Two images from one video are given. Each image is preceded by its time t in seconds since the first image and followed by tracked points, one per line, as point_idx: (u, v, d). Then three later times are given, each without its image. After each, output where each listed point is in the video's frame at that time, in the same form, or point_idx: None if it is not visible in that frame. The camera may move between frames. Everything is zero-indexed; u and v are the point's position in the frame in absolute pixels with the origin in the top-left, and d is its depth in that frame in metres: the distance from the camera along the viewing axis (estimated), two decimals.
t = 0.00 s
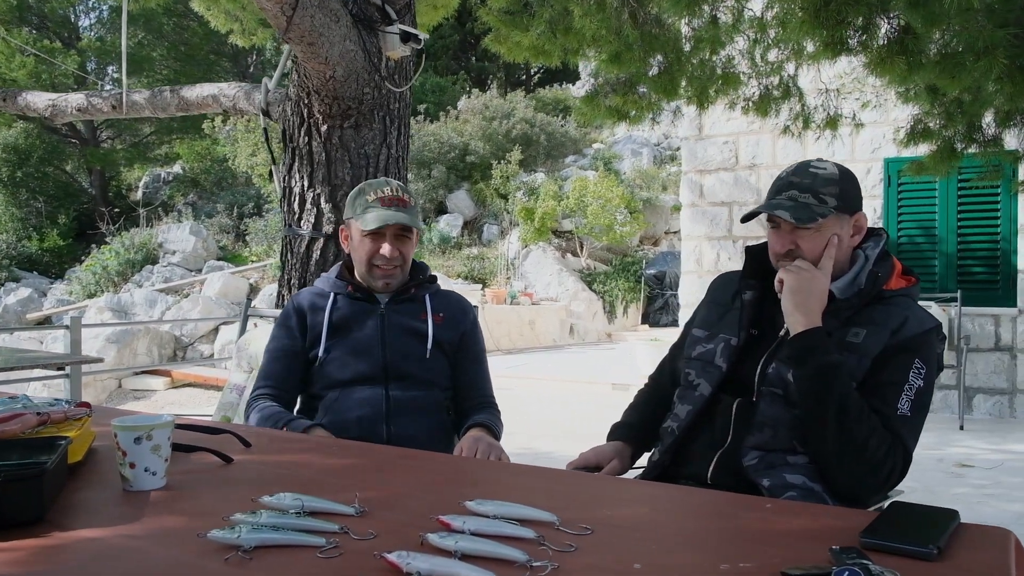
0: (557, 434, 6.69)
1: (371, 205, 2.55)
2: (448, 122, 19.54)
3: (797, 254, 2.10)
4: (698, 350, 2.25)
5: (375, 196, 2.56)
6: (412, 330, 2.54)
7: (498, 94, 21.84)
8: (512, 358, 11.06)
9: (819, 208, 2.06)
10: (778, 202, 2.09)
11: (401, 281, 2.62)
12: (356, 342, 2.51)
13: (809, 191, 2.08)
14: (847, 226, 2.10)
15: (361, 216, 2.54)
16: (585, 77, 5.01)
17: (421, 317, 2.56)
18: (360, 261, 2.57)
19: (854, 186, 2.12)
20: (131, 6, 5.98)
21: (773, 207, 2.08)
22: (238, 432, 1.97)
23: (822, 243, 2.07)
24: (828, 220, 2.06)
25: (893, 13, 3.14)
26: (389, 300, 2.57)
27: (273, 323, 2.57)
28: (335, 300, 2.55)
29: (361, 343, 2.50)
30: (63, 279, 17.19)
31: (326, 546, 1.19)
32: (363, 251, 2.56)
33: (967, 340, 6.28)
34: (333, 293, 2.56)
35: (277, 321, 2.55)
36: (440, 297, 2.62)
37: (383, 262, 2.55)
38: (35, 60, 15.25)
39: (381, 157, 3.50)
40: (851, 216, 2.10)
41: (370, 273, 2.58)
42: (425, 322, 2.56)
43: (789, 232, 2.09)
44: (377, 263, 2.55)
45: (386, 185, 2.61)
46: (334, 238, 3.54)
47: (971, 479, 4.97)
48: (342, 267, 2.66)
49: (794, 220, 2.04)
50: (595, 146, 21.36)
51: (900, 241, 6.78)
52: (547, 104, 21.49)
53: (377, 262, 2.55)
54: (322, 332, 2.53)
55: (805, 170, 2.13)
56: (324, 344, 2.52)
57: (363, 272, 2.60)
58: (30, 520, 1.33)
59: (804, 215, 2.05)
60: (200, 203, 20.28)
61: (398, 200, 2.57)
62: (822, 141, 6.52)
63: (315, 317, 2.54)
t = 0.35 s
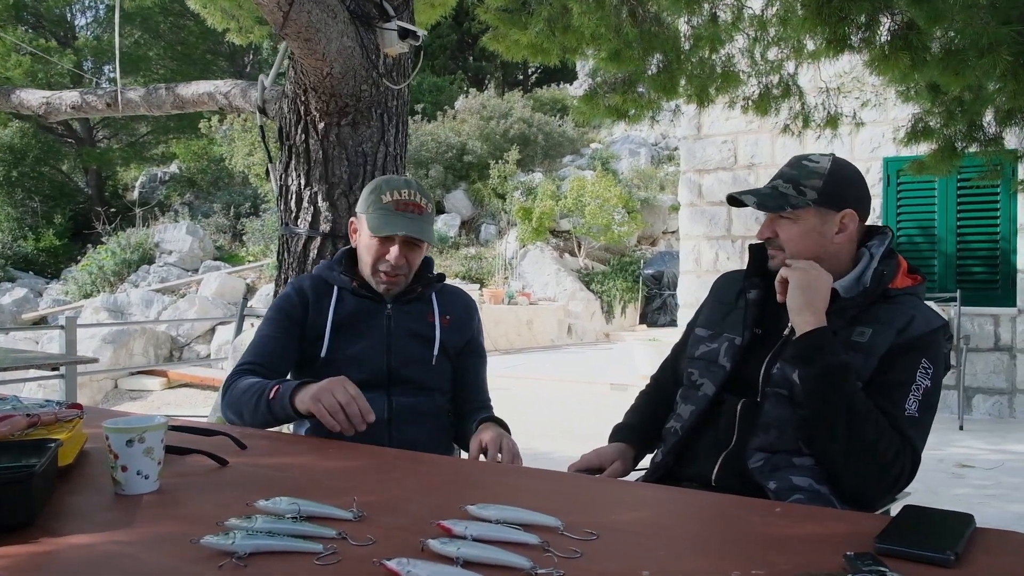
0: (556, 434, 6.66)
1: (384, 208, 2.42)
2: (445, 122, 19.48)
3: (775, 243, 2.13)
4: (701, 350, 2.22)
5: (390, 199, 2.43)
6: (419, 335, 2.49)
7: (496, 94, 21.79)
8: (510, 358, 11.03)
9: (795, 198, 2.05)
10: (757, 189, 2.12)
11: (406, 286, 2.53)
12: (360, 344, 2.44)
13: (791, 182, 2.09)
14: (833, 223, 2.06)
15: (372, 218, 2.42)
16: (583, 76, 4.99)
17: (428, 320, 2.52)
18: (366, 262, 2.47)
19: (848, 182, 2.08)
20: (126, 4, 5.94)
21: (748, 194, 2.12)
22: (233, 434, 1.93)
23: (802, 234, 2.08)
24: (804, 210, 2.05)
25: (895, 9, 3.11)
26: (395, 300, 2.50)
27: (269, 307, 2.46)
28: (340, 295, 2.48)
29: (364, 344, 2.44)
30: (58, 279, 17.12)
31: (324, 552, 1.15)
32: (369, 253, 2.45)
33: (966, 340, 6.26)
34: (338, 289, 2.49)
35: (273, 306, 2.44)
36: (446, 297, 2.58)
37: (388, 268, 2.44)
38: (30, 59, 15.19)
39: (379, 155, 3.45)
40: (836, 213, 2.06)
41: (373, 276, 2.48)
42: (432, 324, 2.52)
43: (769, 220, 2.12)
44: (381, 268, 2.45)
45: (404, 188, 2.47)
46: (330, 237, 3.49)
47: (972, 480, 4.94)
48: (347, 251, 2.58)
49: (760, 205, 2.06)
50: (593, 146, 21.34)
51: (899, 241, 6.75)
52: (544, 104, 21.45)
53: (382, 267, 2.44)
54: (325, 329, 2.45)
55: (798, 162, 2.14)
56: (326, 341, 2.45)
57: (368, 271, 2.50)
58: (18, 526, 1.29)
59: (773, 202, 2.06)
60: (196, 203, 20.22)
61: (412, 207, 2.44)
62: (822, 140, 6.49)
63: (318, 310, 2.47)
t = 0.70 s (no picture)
0: (555, 435, 6.64)
1: (438, 202, 2.31)
2: (443, 122, 19.45)
3: (794, 246, 2.08)
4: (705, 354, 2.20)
5: (445, 192, 2.32)
6: (437, 342, 2.45)
7: (494, 94, 21.77)
8: (508, 359, 11.01)
9: (814, 200, 2.05)
10: (774, 193, 2.10)
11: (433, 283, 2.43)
12: (379, 349, 2.35)
13: (805, 184, 2.09)
14: (844, 220, 2.08)
15: (423, 209, 2.31)
16: (581, 76, 4.98)
17: (446, 327, 2.47)
18: (402, 253, 2.35)
19: (853, 181, 2.11)
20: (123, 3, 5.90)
21: (769, 198, 2.09)
22: (236, 439, 1.92)
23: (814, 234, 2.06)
24: (823, 212, 2.05)
25: (897, 10, 3.10)
26: (417, 302, 2.44)
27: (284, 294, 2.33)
28: (361, 292, 2.39)
29: (382, 350, 2.36)
30: (55, 279, 17.06)
31: (331, 562, 1.13)
32: (409, 243, 2.34)
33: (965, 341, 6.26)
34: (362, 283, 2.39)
35: (291, 295, 2.32)
36: (463, 304, 2.54)
37: (425, 263, 2.34)
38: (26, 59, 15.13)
39: (380, 156, 3.44)
40: (850, 211, 2.08)
41: (406, 268, 2.37)
42: (450, 332, 2.47)
43: (784, 226, 2.10)
44: (417, 261, 2.34)
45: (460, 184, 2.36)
46: (331, 239, 3.46)
47: (972, 481, 4.94)
48: (369, 240, 2.50)
49: (787, 209, 2.05)
50: (590, 146, 21.33)
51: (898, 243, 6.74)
52: (542, 104, 21.44)
53: (419, 260, 2.34)
54: (345, 327, 2.36)
55: (805, 163, 2.13)
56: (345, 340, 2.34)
57: (399, 262, 2.38)
58: (18, 534, 1.26)
59: (797, 204, 2.05)
60: (193, 203, 20.18)
61: (465, 206, 2.34)
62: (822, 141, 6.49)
63: (339, 305, 2.37)
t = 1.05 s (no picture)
0: (550, 435, 6.65)
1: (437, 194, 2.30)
2: (438, 122, 19.44)
3: (805, 248, 2.09)
4: (706, 356, 2.20)
5: (444, 183, 2.30)
6: (455, 359, 2.42)
7: (488, 94, 21.78)
8: (503, 359, 11.01)
9: (826, 201, 2.07)
10: (784, 196, 2.11)
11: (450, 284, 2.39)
12: (406, 368, 2.32)
13: (814, 185, 2.10)
14: (854, 221, 2.10)
15: (425, 204, 2.29)
16: (576, 77, 4.99)
17: (463, 342, 2.44)
18: (412, 254, 2.34)
19: (859, 181, 2.13)
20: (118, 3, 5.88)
21: (780, 200, 2.10)
22: (237, 440, 1.92)
23: (825, 236, 2.07)
24: (834, 212, 2.07)
25: (894, 12, 3.10)
26: (438, 317, 2.40)
27: (295, 305, 2.27)
28: (391, 312, 2.33)
29: (409, 371, 2.32)
30: (47, 279, 17.00)
31: (338, 565, 1.13)
32: (417, 242, 2.33)
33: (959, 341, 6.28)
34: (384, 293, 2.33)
35: (312, 313, 2.26)
36: (477, 318, 2.50)
37: (435, 259, 2.31)
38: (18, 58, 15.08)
39: (378, 156, 3.43)
40: (858, 212, 2.10)
41: (420, 269, 2.33)
42: (466, 347, 2.45)
43: (795, 227, 2.11)
44: (427, 260, 2.32)
45: (460, 175, 2.34)
46: (329, 239, 3.46)
47: (967, 481, 4.95)
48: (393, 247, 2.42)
49: (800, 211, 2.06)
50: (585, 146, 21.36)
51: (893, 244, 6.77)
52: (536, 105, 21.46)
53: (429, 258, 2.31)
54: (372, 343, 2.30)
55: (812, 164, 2.14)
56: (368, 358, 2.30)
57: (412, 264, 2.35)
58: (20, 537, 1.25)
59: (811, 206, 2.07)
60: (187, 203, 20.13)
61: (469, 195, 2.31)
62: (817, 142, 6.51)
63: (362, 323, 2.31)
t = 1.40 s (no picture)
0: (530, 435, 6.67)
1: (395, 185, 2.39)
2: (416, 122, 19.39)
3: (789, 250, 2.13)
4: (688, 353, 2.22)
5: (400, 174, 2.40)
6: (433, 352, 2.44)
7: (466, 94, 21.77)
8: (481, 359, 11.01)
9: (811, 203, 2.11)
10: (770, 197, 2.14)
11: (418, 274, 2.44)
12: (382, 359, 2.34)
13: (800, 187, 2.14)
14: (837, 223, 2.14)
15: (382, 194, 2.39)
16: (554, 78, 5.02)
17: (439, 335, 2.47)
18: (378, 245, 2.41)
19: (845, 183, 2.18)
20: None
21: (766, 202, 2.13)
22: (221, 441, 1.91)
23: (809, 236, 2.11)
24: (820, 215, 2.11)
25: (871, 16, 3.15)
26: (412, 310, 2.43)
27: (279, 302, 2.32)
28: (362, 304, 2.38)
29: (387, 361, 2.35)
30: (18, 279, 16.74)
31: (330, 564, 1.13)
32: (381, 233, 2.41)
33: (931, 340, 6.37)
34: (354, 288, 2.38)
35: (291, 309, 2.30)
36: (453, 309, 2.53)
37: (400, 246, 2.38)
38: None
39: (359, 156, 3.42)
40: (842, 214, 2.15)
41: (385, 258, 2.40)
42: (443, 340, 2.47)
43: (781, 228, 2.14)
44: (393, 247, 2.39)
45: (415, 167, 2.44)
46: (310, 239, 3.44)
47: (940, 478, 5.03)
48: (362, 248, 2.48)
49: (786, 213, 2.09)
50: (563, 147, 21.41)
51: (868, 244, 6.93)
52: (515, 105, 21.48)
53: (394, 246, 2.38)
54: (350, 335, 2.35)
55: (798, 165, 2.18)
56: (344, 348, 2.34)
57: (379, 255, 2.42)
58: (6, 539, 1.25)
59: (798, 208, 2.10)
60: (161, 202, 19.93)
61: (424, 182, 2.40)
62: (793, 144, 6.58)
63: (338, 318, 2.35)
